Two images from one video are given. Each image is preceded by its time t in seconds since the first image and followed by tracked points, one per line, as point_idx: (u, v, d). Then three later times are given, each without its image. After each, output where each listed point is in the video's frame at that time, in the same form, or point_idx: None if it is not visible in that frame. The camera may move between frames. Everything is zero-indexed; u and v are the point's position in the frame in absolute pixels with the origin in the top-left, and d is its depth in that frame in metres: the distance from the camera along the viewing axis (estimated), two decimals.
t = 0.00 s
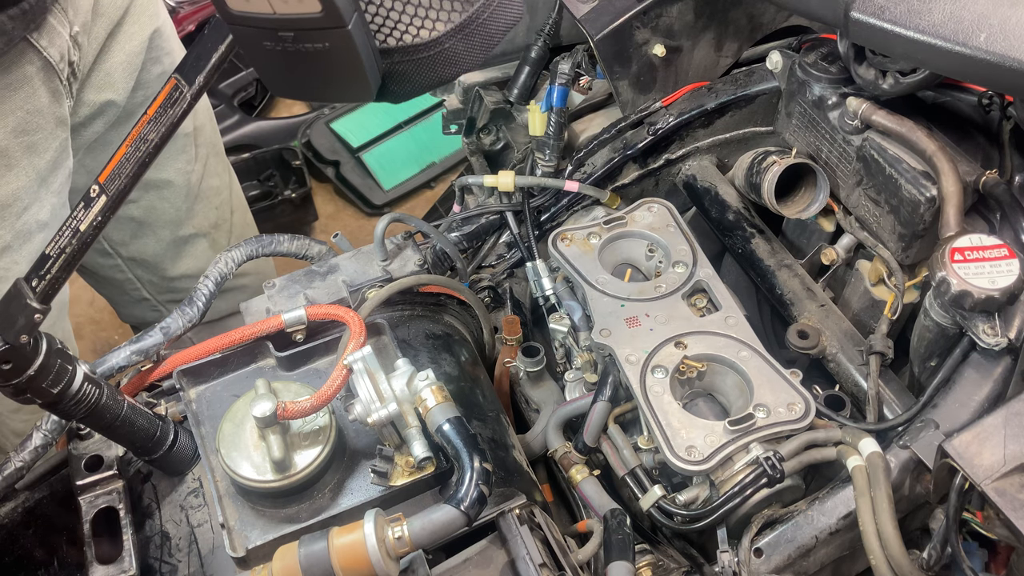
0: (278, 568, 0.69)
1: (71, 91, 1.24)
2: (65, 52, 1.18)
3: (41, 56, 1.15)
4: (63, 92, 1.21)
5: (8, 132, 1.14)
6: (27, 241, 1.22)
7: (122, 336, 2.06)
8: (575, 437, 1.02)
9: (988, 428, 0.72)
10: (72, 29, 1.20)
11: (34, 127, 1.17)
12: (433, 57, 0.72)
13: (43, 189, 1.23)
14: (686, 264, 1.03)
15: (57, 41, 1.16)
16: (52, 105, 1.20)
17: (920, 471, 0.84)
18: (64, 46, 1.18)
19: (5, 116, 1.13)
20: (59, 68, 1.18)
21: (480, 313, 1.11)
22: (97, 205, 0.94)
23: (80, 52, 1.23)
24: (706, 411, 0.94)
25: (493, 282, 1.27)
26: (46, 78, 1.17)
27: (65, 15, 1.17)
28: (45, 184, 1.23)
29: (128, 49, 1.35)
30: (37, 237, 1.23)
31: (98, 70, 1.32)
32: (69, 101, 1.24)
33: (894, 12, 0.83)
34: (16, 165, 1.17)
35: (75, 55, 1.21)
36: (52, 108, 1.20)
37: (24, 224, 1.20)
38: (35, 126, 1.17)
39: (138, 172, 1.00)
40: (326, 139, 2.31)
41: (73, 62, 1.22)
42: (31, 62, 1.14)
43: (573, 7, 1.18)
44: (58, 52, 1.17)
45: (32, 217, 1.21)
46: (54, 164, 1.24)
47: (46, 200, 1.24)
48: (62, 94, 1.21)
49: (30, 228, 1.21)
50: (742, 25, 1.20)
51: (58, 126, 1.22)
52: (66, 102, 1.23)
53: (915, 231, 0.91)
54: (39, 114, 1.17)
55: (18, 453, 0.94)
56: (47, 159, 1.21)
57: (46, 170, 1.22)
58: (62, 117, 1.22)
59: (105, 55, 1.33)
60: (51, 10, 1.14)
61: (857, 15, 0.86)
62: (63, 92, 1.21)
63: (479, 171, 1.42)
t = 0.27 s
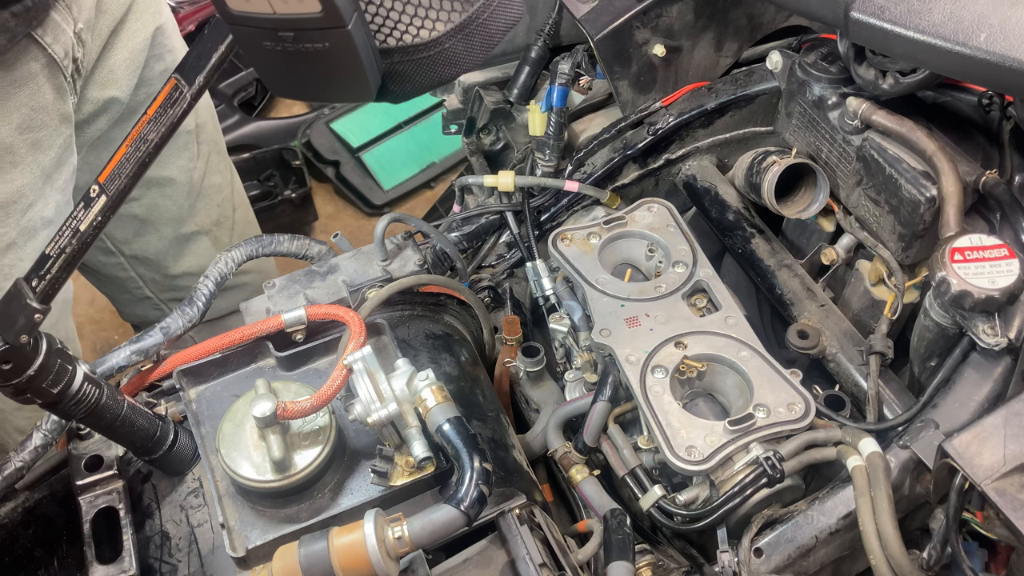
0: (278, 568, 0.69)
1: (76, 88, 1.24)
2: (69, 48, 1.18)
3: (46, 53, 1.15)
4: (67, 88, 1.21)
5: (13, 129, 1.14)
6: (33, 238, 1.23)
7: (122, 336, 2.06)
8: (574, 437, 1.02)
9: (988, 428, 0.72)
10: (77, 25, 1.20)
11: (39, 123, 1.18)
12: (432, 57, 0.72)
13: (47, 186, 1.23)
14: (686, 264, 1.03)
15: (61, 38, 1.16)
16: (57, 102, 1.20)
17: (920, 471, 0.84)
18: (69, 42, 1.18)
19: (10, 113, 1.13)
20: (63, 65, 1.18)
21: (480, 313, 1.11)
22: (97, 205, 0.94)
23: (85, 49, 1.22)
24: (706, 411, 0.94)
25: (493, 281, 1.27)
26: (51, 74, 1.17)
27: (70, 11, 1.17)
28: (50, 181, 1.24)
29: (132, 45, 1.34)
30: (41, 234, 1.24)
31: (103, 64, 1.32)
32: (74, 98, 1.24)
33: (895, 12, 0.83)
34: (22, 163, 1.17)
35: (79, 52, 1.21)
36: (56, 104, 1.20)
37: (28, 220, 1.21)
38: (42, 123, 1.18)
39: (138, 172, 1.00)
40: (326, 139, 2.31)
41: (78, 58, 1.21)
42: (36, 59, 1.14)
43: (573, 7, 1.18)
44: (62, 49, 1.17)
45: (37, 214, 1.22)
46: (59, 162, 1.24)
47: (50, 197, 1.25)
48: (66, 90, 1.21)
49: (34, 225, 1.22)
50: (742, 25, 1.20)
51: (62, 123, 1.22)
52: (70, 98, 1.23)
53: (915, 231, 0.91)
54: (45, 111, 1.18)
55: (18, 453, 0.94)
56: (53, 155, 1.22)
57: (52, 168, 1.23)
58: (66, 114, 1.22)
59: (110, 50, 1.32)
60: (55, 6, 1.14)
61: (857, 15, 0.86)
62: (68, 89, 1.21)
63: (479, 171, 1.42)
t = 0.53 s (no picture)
0: (278, 568, 0.69)
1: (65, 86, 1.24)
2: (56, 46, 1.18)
3: (33, 51, 1.15)
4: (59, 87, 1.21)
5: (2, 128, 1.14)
6: (23, 237, 1.22)
7: (122, 337, 2.06)
8: (575, 437, 1.02)
9: (988, 429, 0.72)
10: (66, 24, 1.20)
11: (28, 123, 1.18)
12: (432, 57, 0.72)
13: (37, 185, 1.23)
14: (686, 264, 1.03)
15: (48, 36, 1.16)
16: (46, 101, 1.20)
17: (920, 471, 0.84)
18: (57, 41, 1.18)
19: None
20: (53, 63, 1.18)
21: (480, 313, 1.11)
22: (97, 205, 0.94)
23: (74, 48, 1.22)
24: (706, 411, 0.94)
25: (493, 281, 1.27)
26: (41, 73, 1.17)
27: (57, 9, 1.17)
28: (40, 180, 1.23)
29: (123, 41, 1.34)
30: (32, 233, 1.23)
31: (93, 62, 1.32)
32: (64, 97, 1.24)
33: (895, 12, 0.83)
34: (11, 162, 1.17)
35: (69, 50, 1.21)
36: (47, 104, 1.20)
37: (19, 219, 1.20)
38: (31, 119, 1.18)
39: (139, 172, 1.00)
40: (326, 139, 2.31)
41: (66, 57, 1.21)
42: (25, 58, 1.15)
43: (573, 7, 1.18)
44: (51, 47, 1.17)
45: (28, 212, 1.21)
46: (48, 161, 1.24)
47: (40, 196, 1.24)
48: (56, 90, 1.21)
49: (25, 224, 1.21)
50: (742, 25, 1.20)
51: (53, 121, 1.22)
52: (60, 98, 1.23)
53: (915, 231, 0.91)
54: (34, 109, 1.18)
55: (18, 453, 0.94)
56: (41, 153, 1.22)
57: (42, 166, 1.23)
58: (56, 113, 1.22)
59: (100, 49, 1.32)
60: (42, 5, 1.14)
61: (857, 15, 0.86)
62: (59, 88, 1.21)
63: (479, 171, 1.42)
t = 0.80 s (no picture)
0: (278, 568, 0.69)
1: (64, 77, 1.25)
2: (54, 36, 1.19)
3: (33, 44, 1.16)
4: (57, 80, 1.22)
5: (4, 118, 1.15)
6: (27, 229, 1.22)
7: (122, 336, 2.06)
8: (575, 437, 1.02)
9: (988, 428, 0.72)
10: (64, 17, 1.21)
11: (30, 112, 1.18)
12: (432, 57, 0.72)
13: (39, 176, 1.23)
14: (686, 264, 1.03)
15: (48, 27, 1.17)
16: (46, 93, 1.21)
17: (920, 471, 0.84)
18: (56, 32, 1.19)
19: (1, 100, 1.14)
20: (52, 54, 1.19)
21: (480, 313, 1.11)
22: (97, 205, 0.94)
23: (72, 39, 1.24)
24: (706, 411, 0.94)
25: (493, 281, 1.28)
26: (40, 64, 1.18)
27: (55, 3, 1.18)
28: (42, 171, 1.24)
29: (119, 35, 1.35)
30: (36, 225, 1.24)
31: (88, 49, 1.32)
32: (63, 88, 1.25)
33: (894, 12, 0.83)
34: (13, 154, 1.17)
35: (67, 41, 1.23)
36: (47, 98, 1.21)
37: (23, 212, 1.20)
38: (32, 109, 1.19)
39: (138, 172, 1.00)
40: (326, 139, 2.31)
41: (66, 49, 1.23)
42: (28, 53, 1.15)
43: (573, 7, 1.18)
44: (50, 39, 1.18)
45: (32, 203, 1.22)
46: (49, 153, 1.24)
47: (42, 187, 1.24)
48: (55, 82, 1.22)
49: (27, 216, 1.22)
50: (742, 25, 1.20)
51: (52, 114, 1.23)
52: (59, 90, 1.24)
53: (915, 231, 0.91)
54: (35, 100, 1.19)
55: (18, 452, 0.94)
56: (43, 146, 1.22)
57: (43, 159, 1.23)
58: (56, 104, 1.23)
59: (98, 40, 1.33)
60: None
61: (857, 15, 0.86)
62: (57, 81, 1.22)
63: (478, 172, 1.42)
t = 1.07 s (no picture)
0: (278, 568, 0.69)
1: (65, 86, 1.24)
2: (58, 46, 1.18)
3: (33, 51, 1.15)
4: (55, 89, 1.21)
5: None
6: (10, 231, 1.21)
7: (122, 337, 2.06)
8: (574, 437, 1.02)
9: (989, 428, 0.72)
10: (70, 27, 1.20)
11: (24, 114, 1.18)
12: (432, 57, 0.72)
13: (25, 180, 1.23)
14: (686, 264, 1.03)
15: (49, 36, 1.16)
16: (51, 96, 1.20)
17: (920, 471, 0.84)
18: (59, 42, 1.18)
19: None
20: (51, 63, 1.18)
21: (480, 313, 1.11)
22: (97, 205, 0.94)
23: (76, 48, 1.23)
24: (706, 411, 0.94)
25: (493, 281, 1.28)
26: (38, 71, 1.17)
27: (61, 12, 1.18)
28: (29, 176, 1.23)
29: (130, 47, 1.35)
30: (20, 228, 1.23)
31: (99, 60, 1.32)
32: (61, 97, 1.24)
33: (895, 12, 0.83)
34: (2, 155, 1.17)
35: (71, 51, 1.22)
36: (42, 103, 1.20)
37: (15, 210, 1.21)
38: (26, 112, 1.18)
39: (138, 172, 1.00)
40: (326, 139, 2.31)
41: (68, 57, 1.22)
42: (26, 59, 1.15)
43: (573, 7, 1.18)
44: (51, 48, 1.17)
45: (17, 206, 1.21)
46: (38, 158, 1.23)
47: (29, 191, 1.23)
48: (53, 89, 1.21)
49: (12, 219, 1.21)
50: (742, 25, 1.20)
51: (47, 119, 1.22)
52: (57, 98, 1.23)
53: (915, 231, 0.91)
54: (29, 106, 1.18)
55: (18, 453, 0.94)
56: (32, 151, 1.21)
57: (32, 162, 1.22)
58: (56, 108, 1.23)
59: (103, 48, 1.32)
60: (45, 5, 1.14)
61: (857, 15, 0.86)
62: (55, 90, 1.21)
63: (479, 172, 1.42)
